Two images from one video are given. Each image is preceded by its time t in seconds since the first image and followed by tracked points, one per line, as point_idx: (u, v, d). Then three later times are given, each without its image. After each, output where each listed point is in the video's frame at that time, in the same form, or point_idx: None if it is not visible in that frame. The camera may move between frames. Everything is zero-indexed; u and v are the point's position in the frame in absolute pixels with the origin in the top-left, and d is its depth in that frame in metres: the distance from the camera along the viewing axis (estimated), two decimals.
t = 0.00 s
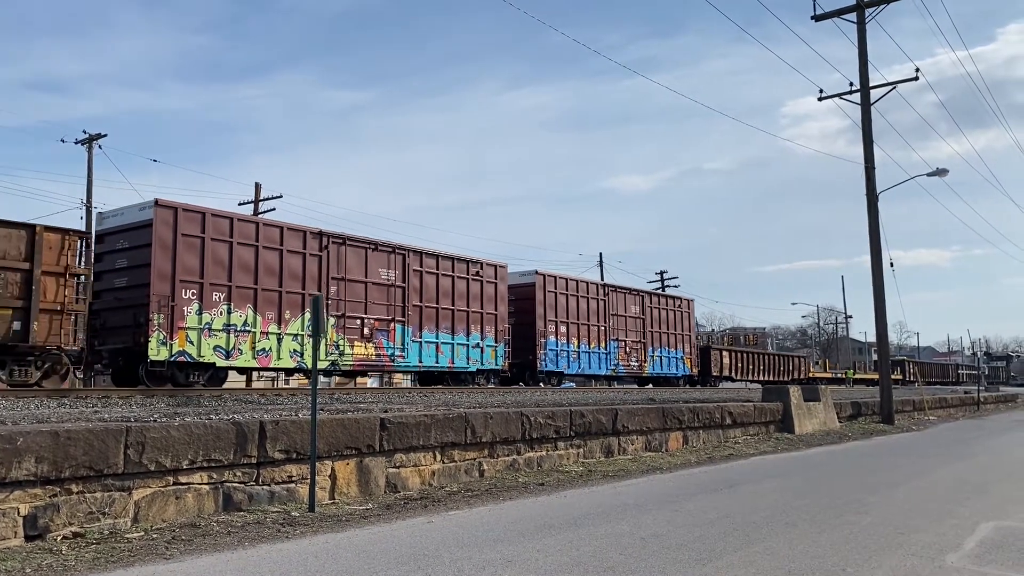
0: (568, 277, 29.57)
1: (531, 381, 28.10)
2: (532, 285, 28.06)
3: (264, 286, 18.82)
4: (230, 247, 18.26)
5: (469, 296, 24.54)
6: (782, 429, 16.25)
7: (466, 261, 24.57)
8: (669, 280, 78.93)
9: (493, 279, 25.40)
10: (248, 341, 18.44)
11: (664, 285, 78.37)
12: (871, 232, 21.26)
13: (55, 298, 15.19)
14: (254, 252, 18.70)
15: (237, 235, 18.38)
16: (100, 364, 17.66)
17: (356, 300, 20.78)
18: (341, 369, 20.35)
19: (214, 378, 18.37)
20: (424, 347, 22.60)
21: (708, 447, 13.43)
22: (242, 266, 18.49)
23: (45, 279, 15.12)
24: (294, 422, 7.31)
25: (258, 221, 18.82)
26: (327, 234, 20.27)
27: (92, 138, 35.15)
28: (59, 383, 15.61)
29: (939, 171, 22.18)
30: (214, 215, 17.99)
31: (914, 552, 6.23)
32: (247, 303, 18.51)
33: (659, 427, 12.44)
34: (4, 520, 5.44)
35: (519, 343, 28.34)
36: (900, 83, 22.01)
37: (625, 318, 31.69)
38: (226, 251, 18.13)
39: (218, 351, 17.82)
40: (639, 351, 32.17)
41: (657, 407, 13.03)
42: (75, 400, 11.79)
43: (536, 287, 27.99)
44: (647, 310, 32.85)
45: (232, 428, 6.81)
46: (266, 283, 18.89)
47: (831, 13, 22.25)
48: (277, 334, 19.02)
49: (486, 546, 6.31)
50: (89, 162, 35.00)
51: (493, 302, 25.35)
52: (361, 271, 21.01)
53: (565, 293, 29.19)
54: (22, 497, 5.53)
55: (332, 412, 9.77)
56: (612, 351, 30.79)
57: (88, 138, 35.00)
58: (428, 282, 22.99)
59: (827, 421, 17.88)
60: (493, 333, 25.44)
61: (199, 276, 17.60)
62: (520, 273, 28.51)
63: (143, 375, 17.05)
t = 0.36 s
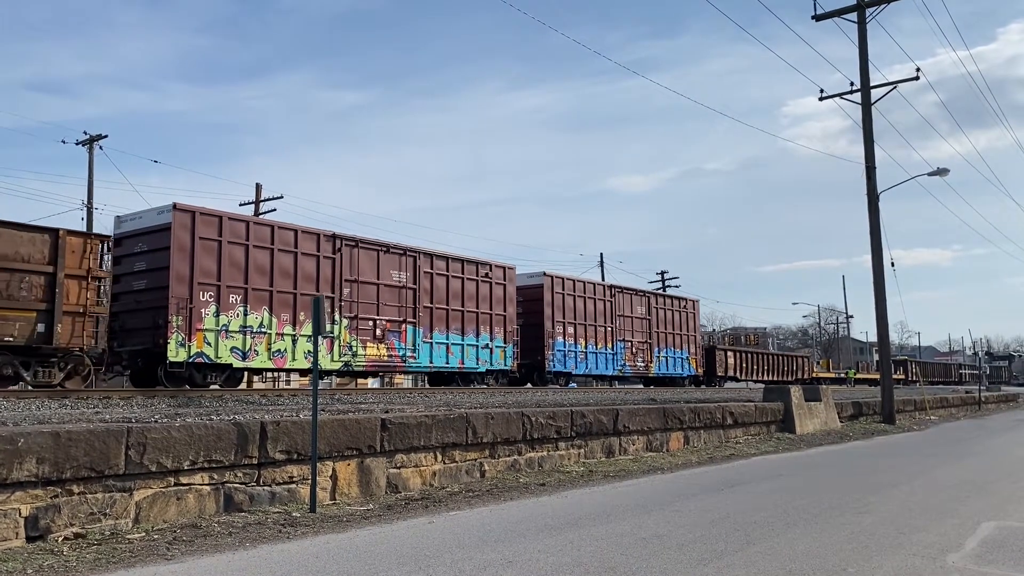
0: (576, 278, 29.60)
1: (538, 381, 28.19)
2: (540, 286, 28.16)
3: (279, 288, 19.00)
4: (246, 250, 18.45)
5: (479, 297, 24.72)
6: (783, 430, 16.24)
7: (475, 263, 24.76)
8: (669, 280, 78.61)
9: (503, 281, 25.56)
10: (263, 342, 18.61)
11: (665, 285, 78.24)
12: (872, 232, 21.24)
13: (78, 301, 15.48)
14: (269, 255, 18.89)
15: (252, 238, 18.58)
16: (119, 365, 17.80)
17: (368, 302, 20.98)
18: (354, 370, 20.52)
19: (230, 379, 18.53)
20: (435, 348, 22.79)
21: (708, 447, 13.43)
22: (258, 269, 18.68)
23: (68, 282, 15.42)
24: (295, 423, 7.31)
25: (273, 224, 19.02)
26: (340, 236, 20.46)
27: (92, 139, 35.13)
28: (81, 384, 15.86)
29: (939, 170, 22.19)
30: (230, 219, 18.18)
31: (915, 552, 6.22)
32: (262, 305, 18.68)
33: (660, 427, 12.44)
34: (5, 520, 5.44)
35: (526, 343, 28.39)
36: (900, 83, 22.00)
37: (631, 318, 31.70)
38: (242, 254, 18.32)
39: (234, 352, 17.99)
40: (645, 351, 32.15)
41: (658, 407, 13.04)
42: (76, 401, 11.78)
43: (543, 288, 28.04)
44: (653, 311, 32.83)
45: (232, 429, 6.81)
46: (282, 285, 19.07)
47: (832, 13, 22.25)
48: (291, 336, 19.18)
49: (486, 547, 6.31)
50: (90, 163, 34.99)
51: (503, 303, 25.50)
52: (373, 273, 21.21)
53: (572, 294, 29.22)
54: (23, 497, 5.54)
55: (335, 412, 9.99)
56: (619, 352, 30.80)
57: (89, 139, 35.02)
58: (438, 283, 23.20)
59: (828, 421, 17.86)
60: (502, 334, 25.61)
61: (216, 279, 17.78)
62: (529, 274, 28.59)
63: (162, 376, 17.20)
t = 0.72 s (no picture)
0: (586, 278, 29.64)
1: (549, 381, 28.27)
2: (550, 287, 28.22)
3: (296, 290, 19.34)
4: (265, 252, 18.78)
5: (489, 298, 25.05)
6: (787, 429, 16.21)
7: (486, 264, 25.05)
8: (673, 280, 78.94)
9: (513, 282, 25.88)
10: (282, 343, 18.94)
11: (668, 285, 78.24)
12: (876, 231, 21.20)
13: (103, 302, 15.87)
14: (287, 257, 19.21)
15: (271, 241, 18.90)
16: (141, 365, 18.12)
17: (382, 303, 21.33)
18: (369, 370, 20.86)
19: (249, 379, 18.86)
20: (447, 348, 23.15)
21: (712, 447, 13.41)
22: (276, 271, 19.02)
23: (93, 284, 15.79)
24: (299, 422, 7.33)
25: (290, 227, 19.34)
26: (355, 239, 20.79)
27: (97, 140, 35.19)
28: (105, 384, 16.28)
29: (942, 169, 22.16)
30: (250, 222, 18.50)
31: (920, 552, 6.20)
32: (281, 306, 19.03)
33: (663, 427, 12.43)
34: (10, 520, 5.46)
35: (535, 344, 28.43)
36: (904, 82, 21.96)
37: (640, 319, 31.70)
38: (260, 256, 18.64)
39: (253, 352, 18.32)
40: (654, 351, 32.15)
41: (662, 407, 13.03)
42: (80, 400, 11.83)
43: (553, 289, 28.12)
44: (662, 311, 32.80)
45: (236, 429, 6.82)
46: (299, 287, 19.41)
47: (836, 12, 22.21)
48: (309, 336, 19.52)
49: (490, 546, 6.31)
50: (94, 163, 35.05)
51: (513, 304, 25.85)
52: (388, 275, 21.56)
53: (581, 294, 29.25)
54: (28, 497, 5.55)
55: (337, 412, 9.92)
56: (627, 352, 30.82)
57: (93, 139, 35.06)
58: (450, 285, 23.54)
59: (832, 421, 17.83)
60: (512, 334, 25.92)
61: (236, 281, 18.12)
62: (538, 275, 28.70)
63: (183, 377, 17.56)
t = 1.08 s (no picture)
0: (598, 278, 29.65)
1: (561, 381, 28.27)
2: (563, 288, 28.26)
3: (316, 291, 19.63)
4: (286, 254, 19.09)
5: (504, 299, 25.26)
6: (794, 430, 16.17)
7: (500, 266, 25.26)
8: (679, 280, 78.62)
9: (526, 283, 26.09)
10: (302, 343, 19.20)
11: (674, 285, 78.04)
12: (883, 231, 21.12)
13: (129, 303, 16.01)
14: (307, 259, 19.51)
15: (291, 243, 19.21)
16: (165, 365, 18.49)
17: (399, 304, 21.60)
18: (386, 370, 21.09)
19: (270, 379, 19.14)
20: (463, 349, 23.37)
21: (719, 447, 13.40)
22: (296, 272, 19.32)
23: (120, 286, 15.93)
24: (305, 422, 7.34)
25: (310, 229, 19.64)
26: (372, 241, 21.06)
27: (104, 139, 35.31)
28: (131, 384, 16.41)
29: (950, 168, 22.07)
30: (271, 224, 18.83)
31: (927, 553, 6.18)
32: (301, 307, 19.33)
33: (670, 427, 12.40)
34: (19, 519, 5.48)
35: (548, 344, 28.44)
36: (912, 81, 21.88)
37: (651, 319, 31.67)
38: (281, 258, 18.95)
39: (275, 352, 18.59)
40: (665, 352, 32.12)
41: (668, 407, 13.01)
42: (87, 399, 11.89)
43: (565, 290, 28.16)
44: (673, 312, 32.76)
45: (243, 428, 6.83)
46: (319, 288, 19.69)
47: (843, 11, 22.13)
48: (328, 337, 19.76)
49: (495, 546, 6.31)
50: (101, 162, 35.19)
51: (526, 305, 26.03)
52: (404, 276, 21.82)
53: (593, 295, 29.25)
54: (36, 496, 5.57)
55: (341, 412, 9.84)
56: (639, 352, 30.79)
57: (100, 138, 35.19)
58: (465, 286, 23.77)
59: (839, 421, 17.78)
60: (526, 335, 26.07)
61: (258, 282, 18.45)
62: (550, 277, 28.75)
63: (206, 376, 17.91)
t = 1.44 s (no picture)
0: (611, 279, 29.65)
1: (576, 382, 28.31)
2: (577, 288, 28.25)
3: (337, 292, 19.82)
4: (307, 256, 19.32)
5: (520, 300, 25.36)
6: (803, 430, 16.11)
7: (516, 266, 25.37)
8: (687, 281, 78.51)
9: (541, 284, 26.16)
10: (323, 343, 19.46)
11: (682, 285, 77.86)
12: (892, 231, 21.03)
13: (156, 304, 16.23)
14: (328, 260, 19.72)
15: (313, 245, 19.44)
16: (190, 365, 18.69)
17: (417, 304, 21.79)
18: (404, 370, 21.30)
19: (292, 378, 19.41)
20: (479, 349, 23.51)
21: (728, 447, 13.37)
22: (318, 273, 19.54)
23: (147, 287, 16.13)
24: (315, 421, 7.36)
25: (331, 231, 19.86)
26: (391, 242, 21.26)
27: (115, 139, 35.50)
28: (158, 383, 16.60)
29: (960, 168, 21.98)
30: (293, 226, 19.07)
31: (936, 554, 6.15)
32: (322, 308, 19.56)
33: (678, 428, 12.38)
34: (30, 517, 5.52)
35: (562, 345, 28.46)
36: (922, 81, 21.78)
37: (665, 320, 31.64)
38: (303, 260, 19.19)
39: (297, 352, 18.86)
40: (678, 352, 32.09)
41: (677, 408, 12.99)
42: (97, 398, 11.94)
43: (579, 291, 28.17)
44: (685, 312, 32.73)
45: (253, 428, 6.86)
46: (340, 289, 19.89)
47: (852, 10, 22.04)
48: (348, 338, 20.00)
49: (504, 546, 6.32)
50: (111, 162, 35.37)
51: (541, 306, 26.08)
52: (422, 278, 22.01)
53: (607, 296, 29.26)
54: (48, 494, 5.61)
55: (351, 412, 9.61)
56: (652, 353, 30.77)
57: (111, 138, 35.37)
58: (482, 287, 23.91)
59: (848, 422, 17.71)
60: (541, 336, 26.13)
61: (280, 283, 18.68)
62: (564, 278, 28.73)
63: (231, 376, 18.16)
